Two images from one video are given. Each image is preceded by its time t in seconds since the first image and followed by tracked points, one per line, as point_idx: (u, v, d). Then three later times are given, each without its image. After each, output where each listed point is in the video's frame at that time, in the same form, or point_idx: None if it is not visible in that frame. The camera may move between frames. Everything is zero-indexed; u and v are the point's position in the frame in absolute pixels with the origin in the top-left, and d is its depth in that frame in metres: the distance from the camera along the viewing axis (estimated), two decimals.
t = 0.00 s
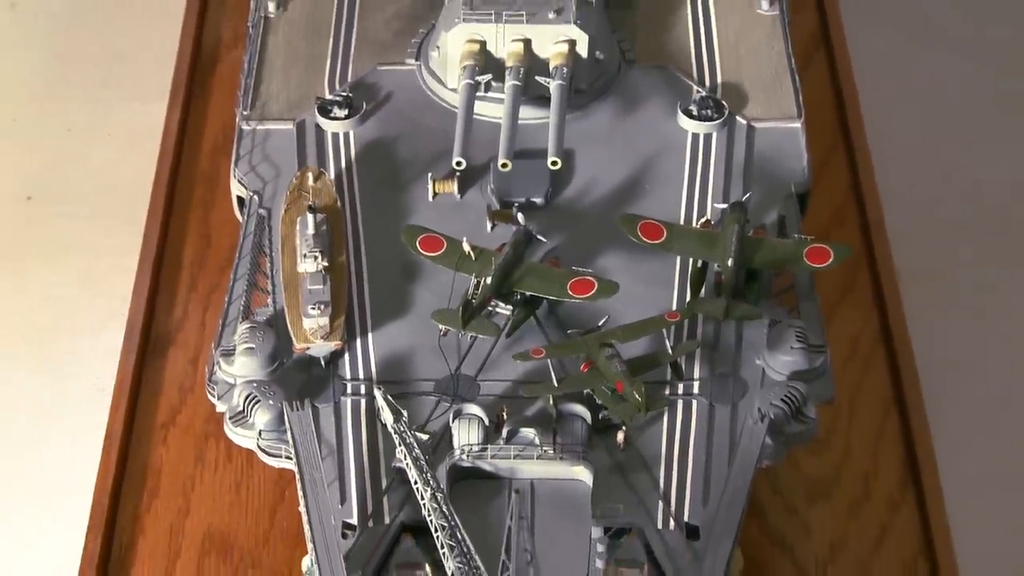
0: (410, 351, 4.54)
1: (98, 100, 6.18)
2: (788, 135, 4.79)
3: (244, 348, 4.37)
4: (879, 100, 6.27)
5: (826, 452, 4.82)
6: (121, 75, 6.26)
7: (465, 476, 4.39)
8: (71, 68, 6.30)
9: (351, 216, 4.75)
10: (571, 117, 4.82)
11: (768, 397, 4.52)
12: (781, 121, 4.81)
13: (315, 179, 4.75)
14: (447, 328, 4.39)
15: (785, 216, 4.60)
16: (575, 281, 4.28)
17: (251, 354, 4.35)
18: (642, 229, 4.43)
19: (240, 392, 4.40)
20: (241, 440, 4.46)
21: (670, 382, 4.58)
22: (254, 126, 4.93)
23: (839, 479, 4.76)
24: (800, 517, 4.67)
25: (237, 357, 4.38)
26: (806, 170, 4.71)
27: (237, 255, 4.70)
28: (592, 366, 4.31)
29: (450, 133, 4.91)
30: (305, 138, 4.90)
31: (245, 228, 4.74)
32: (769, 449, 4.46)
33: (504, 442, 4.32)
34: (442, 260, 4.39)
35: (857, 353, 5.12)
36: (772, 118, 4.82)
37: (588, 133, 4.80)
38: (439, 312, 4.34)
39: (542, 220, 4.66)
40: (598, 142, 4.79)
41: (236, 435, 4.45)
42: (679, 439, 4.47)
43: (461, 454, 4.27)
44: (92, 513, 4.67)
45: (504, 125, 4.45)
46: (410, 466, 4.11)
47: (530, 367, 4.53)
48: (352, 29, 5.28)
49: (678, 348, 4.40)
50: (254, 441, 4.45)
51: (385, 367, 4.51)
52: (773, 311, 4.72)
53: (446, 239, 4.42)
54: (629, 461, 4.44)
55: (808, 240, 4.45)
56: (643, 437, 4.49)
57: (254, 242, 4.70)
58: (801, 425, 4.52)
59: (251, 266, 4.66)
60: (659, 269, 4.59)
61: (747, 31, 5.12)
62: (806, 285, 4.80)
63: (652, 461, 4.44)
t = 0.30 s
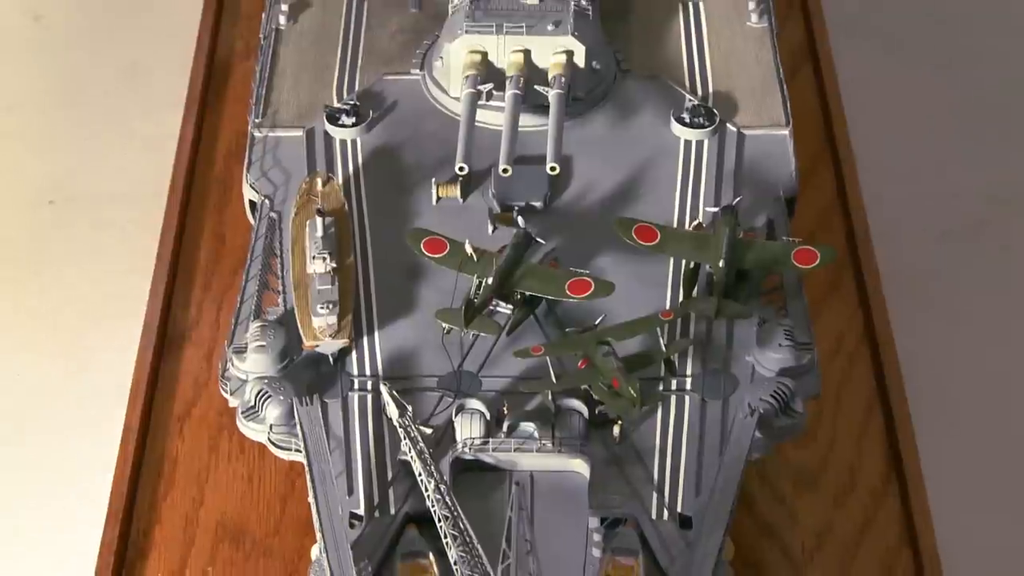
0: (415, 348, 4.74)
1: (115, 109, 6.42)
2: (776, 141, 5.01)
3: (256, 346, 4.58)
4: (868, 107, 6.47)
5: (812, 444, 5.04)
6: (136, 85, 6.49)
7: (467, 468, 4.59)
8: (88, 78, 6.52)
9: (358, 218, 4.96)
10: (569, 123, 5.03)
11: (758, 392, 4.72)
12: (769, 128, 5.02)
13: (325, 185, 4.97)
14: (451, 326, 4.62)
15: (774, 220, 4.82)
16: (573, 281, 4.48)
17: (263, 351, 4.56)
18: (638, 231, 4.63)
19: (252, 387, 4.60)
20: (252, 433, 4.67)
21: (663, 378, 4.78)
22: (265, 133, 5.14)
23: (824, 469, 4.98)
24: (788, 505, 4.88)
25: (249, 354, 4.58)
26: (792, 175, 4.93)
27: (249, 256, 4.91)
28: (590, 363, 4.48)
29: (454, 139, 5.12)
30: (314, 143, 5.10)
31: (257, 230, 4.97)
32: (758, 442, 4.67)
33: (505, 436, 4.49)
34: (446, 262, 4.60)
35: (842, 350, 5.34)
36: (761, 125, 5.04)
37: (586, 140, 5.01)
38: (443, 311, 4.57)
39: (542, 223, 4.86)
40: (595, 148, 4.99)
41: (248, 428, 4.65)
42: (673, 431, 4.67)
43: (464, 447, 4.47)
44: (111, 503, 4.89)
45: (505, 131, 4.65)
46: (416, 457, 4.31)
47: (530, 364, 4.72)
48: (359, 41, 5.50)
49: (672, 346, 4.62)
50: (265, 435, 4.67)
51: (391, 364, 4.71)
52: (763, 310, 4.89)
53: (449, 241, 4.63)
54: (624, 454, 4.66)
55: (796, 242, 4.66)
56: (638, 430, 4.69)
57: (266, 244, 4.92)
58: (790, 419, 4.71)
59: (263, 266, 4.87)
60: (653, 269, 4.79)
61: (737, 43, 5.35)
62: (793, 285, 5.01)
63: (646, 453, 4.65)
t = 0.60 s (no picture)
0: (419, 346, 4.96)
1: (137, 121, 6.73)
2: (765, 147, 5.23)
3: (267, 344, 4.76)
4: (854, 114, 6.74)
5: (800, 438, 5.27)
6: (157, 98, 6.80)
7: (469, 461, 4.80)
8: (111, 94, 6.84)
9: (365, 220, 5.18)
10: (567, 131, 5.25)
11: (748, 388, 4.94)
12: (758, 135, 5.25)
13: (333, 189, 5.19)
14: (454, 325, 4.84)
15: (762, 223, 5.05)
16: (571, 281, 4.70)
17: (274, 349, 4.75)
18: (632, 234, 4.83)
19: (264, 384, 4.82)
20: (264, 427, 4.91)
21: (658, 374, 4.98)
22: (276, 140, 5.36)
23: (811, 462, 5.20)
24: (777, 497, 5.10)
25: (260, 352, 4.77)
26: (780, 180, 5.16)
27: (261, 258, 5.15)
28: (586, 360, 4.70)
29: (456, 146, 5.35)
30: (323, 150, 5.33)
31: (268, 234, 5.19)
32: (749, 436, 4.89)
33: (506, 430, 4.71)
34: (449, 263, 4.80)
35: (828, 347, 5.57)
36: (750, 132, 5.26)
37: (583, 147, 5.23)
38: (447, 311, 4.79)
39: (540, 226, 5.08)
40: (592, 154, 5.21)
41: (260, 422, 4.89)
42: (667, 425, 4.88)
43: (466, 441, 4.67)
44: (129, 495, 5.11)
45: (505, 139, 4.88)
46: (420, 450, 4.52)
47: (530, 361, 4.93)
48: (366, 51, 5.72)
49: (665, 343, 4.85)
50: (276, 429, 4.90)
51: (396, 361, 4.93)
52: (752, 310, 5.12)
53: (452, 243, 4.83)
54: (620, 448, 4.85)
55: (784, 244, 4.86)
56: (633, 424, 4.89)
57: (277, 246, 5.14)
58: (778, 413, 4.95)
59: (274, 268, 5.10)
60: (647, 271, 5.01)
61: (728, 53, 5.58)
62: (781, 286, 5.24)
63: (641, 447, 4.85)
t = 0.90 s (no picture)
0: (424, 344, 5.21)
1: (155, 131, 7.03)
2: (753, 155, 5.50)
3: (279, 342, 5.02)
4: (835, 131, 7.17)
5: (786, 431, 5.53)
6: (176, 108, 7.11)
7: (472, 453, 5.07)
8: (131, 104, 7.15)
9: (373, 223, 5.44)
10: (564, 139, 5.52)
11: (737, 383, 5.20)
12: (746, 143, 5.52)
13: (342, 195, 5.44)
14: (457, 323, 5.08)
15: (751, 226, 5.30)
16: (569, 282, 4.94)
17: (285, 346, 5.01)
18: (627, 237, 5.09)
19: (276, 379, 5.07)
20: (275, 420, 5.13)
21: (651, 370, 5.24)
22: (287, 147, 5.63)
23: (796, 454, 5.46)
24: (764, 487, 5.36)
25: (273, 348, 5.03)
26: (768, 186, 5.42)
27: (273, 260, 5.39)
28: (583, 356, 4.95)
29: (459, 153, 5.61)
30: (332, 156, 5.62)
31: (280, 236, 5.45)
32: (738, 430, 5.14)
33: (507, 423, 4.96)
34: (453, 264, 5.05)
35: (812, 344, 5.85)
36: (738, 140, 5.53)
37: (580, 154, 5.49)
38: (450, 310, 5.03)
39: (539, 229, 5.33)
40: (588, 160, 5.48)
41: (271, 416, 5.11)
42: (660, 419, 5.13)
43: (469, 434, 4.92)
44: (148, 486, 5.36)
45: (505, 146, 5.14)
46: (425, 443, 4.75)
47: (529, 358, 5.18)
48: (374, 63, 6.00)
49: (658, 340, 5.16)
50: (287, 422, 5.13)
51: (402, 358, 5.17)
52: (741, 309, 5.38)
53: (455, 246, 5.08)
54: (615, 440, 5.09)
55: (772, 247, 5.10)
56: (628, 418, 5.14)
57: (288, 248, 5.40)
58: (766, 407, 5.20)
59: (285, 269, 5.35)
60: (641, 272, 5.26)
61: (718, 65, 5.87)
62: (768, 285, 5.51)
63: (635, 440, 5.10)
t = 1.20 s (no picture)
0: (429, 341, 5.48)
1: (171, 139, 7.34)
2: (741, 161, 5.79)
3: (291, 339, 5.30)
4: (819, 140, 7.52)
5: (773, 423, 5.82)
6: (191, 118, 7.42)
7: (474, 445, 5.32)
8: (148, 114, 7.46)
9: (380, 227, 5.72)
10: (562, 146, 5.80)
11: (727, 377, 5.47)
12: (735, 150, 5.80)
13: (350, 200, 5.73)
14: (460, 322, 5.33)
15: (739, 230, 5.58)
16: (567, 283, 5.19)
17: (297, 344, 5.29)
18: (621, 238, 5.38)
19: (288, 375, 5.35)
20: (287, 414, 5.44)
21: (645, 366, 5.53)
22: (300, 155, 5.92)
23: (782, 446, 5.75)
24: (751, 477, 5.64)
25: (285, 345, 5.32)
26: (755, 191, 5.71)
27: (286, 262, 5.70)
28: (580, 353, 5.23)
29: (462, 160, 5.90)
30: (341, 163, 5.89)
31: (292, 240, 5.74)
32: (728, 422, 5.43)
33: (507, 417, 5.23)
34: (456, 265, 5.31)
35: (797, 341, 6.14)
36: (728, 147, 5.82)
37: (577, 161, 5.78)
38: (453, 308, 5.29)
39: (538, 232, 5.61)
40: (585, 167, 5.76)
41: (284, 410, 5.41)
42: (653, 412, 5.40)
43: (471, 426, 5.18)
44: (167, 476, 5.64)
45: (506, 154, 5.42)
46: (428, 435, 5.10)
47: (529, 354, 5.45)
48: (382, 74, 6.30)
49: (652, 338, 5.44)
50: (298, 415, 5.42)
51: (408, 354, 5.45)
52: (731, 309, 5.65)
53: (458, 247, 5.33)
54: (611, 433, 5.37)
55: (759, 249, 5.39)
56: (622, 411, 5.42)
57: (300, 251, 5.70)
58: (753, 401, 5.48)
59: (297, 271, 5.64)
60: (635, 273, 5.54)
61: (708, 76, 6.16)
62: (756, 286, 5.80)
63: (629, 433, 5.37)
